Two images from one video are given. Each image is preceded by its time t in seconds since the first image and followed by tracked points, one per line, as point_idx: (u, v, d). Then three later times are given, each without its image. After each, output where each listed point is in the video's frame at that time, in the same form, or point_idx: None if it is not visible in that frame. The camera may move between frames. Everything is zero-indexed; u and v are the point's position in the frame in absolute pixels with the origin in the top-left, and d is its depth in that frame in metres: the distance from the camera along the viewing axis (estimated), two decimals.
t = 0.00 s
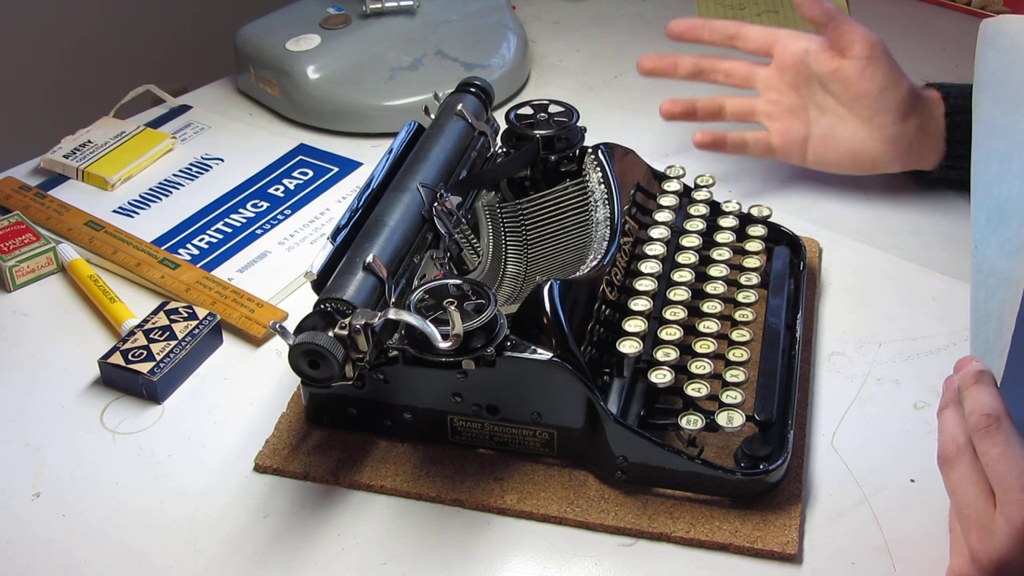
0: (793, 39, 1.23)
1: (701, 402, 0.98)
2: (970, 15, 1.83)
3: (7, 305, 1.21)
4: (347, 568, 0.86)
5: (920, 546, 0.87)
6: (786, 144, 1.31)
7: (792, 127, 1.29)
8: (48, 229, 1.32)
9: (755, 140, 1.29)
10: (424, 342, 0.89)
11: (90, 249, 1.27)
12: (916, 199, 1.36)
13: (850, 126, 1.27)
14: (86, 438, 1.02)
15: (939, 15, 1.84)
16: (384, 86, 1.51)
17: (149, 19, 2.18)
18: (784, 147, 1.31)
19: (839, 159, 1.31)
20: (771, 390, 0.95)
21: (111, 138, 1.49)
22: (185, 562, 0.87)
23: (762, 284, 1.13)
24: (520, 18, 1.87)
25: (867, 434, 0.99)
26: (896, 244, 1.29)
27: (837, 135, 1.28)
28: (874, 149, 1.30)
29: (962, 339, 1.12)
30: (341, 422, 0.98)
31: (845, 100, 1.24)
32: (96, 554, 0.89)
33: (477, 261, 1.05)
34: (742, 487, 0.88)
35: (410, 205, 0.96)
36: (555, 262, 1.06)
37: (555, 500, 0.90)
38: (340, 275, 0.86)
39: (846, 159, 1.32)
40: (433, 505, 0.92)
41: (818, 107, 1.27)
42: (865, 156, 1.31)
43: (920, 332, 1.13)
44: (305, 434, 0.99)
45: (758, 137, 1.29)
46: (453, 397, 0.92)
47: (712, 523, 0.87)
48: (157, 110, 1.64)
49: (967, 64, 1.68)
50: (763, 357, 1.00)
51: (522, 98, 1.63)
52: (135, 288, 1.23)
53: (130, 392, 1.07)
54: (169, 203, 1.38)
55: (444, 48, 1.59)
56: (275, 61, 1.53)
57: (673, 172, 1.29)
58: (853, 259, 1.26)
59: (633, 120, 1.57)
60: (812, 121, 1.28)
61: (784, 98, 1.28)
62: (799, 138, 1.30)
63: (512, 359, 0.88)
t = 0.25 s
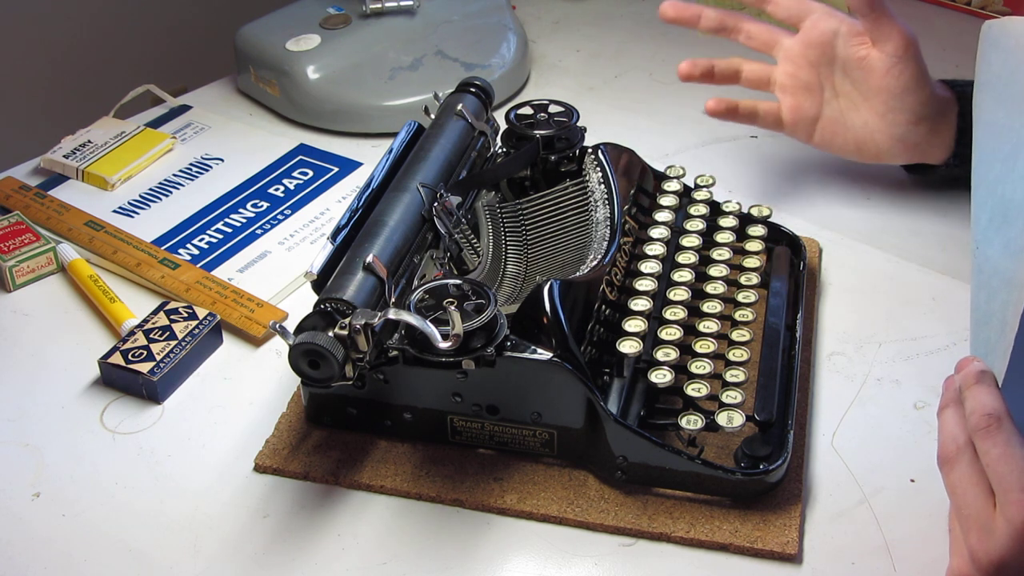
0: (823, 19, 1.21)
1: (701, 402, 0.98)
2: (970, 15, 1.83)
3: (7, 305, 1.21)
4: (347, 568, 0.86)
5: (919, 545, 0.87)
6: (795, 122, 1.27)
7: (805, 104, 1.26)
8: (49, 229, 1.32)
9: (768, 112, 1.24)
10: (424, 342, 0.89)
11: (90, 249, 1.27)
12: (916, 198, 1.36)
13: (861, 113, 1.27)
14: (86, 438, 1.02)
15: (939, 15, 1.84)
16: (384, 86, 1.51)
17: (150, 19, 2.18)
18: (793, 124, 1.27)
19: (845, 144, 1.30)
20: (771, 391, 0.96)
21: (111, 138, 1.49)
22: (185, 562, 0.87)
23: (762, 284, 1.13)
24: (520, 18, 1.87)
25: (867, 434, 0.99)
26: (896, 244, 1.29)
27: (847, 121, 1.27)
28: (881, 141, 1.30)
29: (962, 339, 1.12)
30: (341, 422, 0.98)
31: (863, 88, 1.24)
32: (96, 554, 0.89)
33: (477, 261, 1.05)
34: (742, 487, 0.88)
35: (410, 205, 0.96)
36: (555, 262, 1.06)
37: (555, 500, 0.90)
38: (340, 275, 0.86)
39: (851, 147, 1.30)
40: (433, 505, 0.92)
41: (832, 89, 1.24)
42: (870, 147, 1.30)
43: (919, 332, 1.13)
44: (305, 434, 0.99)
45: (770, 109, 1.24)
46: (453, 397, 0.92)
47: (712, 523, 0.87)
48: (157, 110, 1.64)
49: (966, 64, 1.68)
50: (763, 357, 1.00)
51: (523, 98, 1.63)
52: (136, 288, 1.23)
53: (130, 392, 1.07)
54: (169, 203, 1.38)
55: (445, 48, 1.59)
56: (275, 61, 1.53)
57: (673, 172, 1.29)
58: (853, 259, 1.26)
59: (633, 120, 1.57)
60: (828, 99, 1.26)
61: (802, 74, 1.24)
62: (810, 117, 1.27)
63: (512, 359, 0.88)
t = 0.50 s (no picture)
0: (840, 13, 1.24)
1: (701, 402, 0.98)
2: (970, 15, 1.83)
3: (7, 305, 1.21)
4: (347, 568, 0.86)
5: (920, 545, 0.87)
6: (804, 113, 1.30)
7: (814, 96, 1.29)
8: (48, 229, 1.32)
9: (777, 102, 1.28)
10: (424, 342, 0.89)
11: (90, 249, 1.27)
12: (916, 199, 1.36)
13: (870, 108, 1.27)
14: (86, 438, 1.02)
15: (939, 15, 1.84)
16: (384, 86, 1.51)
17: (150, 19, 2.18)
18: (802, 115, 1.30)
19: (853, 138, 1.30)
20: (771, 391, 0.96)
21: (112, 138, 1.49)
22: (186, 562, 0.88)
23: (762, 284, 1.13)
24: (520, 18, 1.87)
25: (867, 435, 0.99)
26: (895, 244, 1.29)
27: (854, 115, 1.28)
28: (889, 137, 1.29)
29: (962, 339, 1.12)
30: (341, 422, 0.98)
31: (875, 84, 1.25)
32: (96, 554, 0.89)
33: (477, 261, 1.05)
34: (742, 487, 0.88)
35: (410, 205, 0.96)
36: (555, 262, 1.06)
37: (555, 500, 0.90)
38: (340, 275, 0.86)
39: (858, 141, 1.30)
40: (433, 505, 0.92)
41: (843, 82, 1.27)
42: (879, 143, 1.29)
43: (919, 332, 1.14)
44: (305, 434, 0.99)
45: (779, 99, 1.28)
46: (453, 397, 0.92)
47: (712, 523, 0.87)
48: (157, 110, 1.64)
49: (966, 63, 1.68)
50: (763, 357, 1.00)
51: (522, 98, 1.63)
52: (135, 288, 1.23)
53: (130, 392, 1.07)
54: (168, 203, 1.38)
55: (445, 48, 1.59)
56: (275, 61, 1.53)
57: (673, 172, 1.29)
58: (853, 259, 1.26)
59: (633, 120, 1.57)
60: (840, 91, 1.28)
61: (813, 66, 1.28)
62: (819, 109, 1.29)
63: (512, 359, 0.88)
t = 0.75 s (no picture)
0: (851, 11, 1.25)
1: (701, 402, 0.98)
2: (971, 15, 1.83)
3: (6, 305, 1.21)
4: (347, 568, 0.86)
5: (920, 546, 0.87)
6: (810, 109, 1.29)
7: (821, 93, 1.29)
8: (48, 229, 1.32)
9: (784, 96, 1.27)
10: (424, 342, 0.89)
11: (90, 249, 1.27)
12: (916, 199, 1.36)
13: (876, 107, 1.27)
14: (86, 438, 1.02)
15: (939, 15, 1.84)
16: (384, 86, 1.51)
17: (150, 19, 2.18)
18: (808, 111, 1.30)
19: (857, 136, 1.30)
20: (771, 391, 0.96)
21: (112, 138, 1.49)
22: (186, 561, 0.88)
23: (762, 284, 1.13)
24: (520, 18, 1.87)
25: (867, 435, 0.99)
26: (896, 244, 1.29)
27: (861, 113, 1.28)
28: (894, 137, 1.28)
29: (962, 339, 1.12)
30: (342, 422, 0.98)
31: (883, 83, 1.25)
32: (96, 554, 0.89)
33: (477, 261, 1.05)
34: (742, 487, 0.88)
35: (410, 205, 0.96)
36: (555, 262, 1.06)
37: (555, 500, 0.90)
38: (340, 275, 0.86)
39: (863, 139, 1.30)
40: (433, 505, 0.92)
41: (851, 80, 1.27)
42: (882, 142, 1.29)
43: (919, 332, 1.13)
44: (305, 433, 0.99)
45: (785, 94, 1.27)
46: (453, 397, 0.92)
47: (712, 523, 0.87)
48: (157, 110, 1.64)
49: (966, 63, 1.68)
50: (763, 357, 1.00)
51: (522, 98, 1.63)
52: (135, 288, 1.23)
53: (130, 392, 1.07)
54: (168, 203, 1.38)
55: (444, 48, 1.59)
56: (275, 61, 1.53)
57: (673, 172, 1.29)
58: (853, 259, 1.26)
59: (633, 120, 1.57)
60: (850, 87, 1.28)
61: (821, 62, 1.28)
62: (825, 106, 1.29)
63: (512, 359, 0.88)
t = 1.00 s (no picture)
0: (814, 57, 1.31)
1: (701, 402, 0.98)
2: (970, 15, 1.83)
3: (6, 305, 1.21)
4: (347, 568, 0.86)
5: (920, 546, 0.87)
6: (799, 151, 1.31)
7: (807, 136, 1.31)
8: (48, 229, 1.32)
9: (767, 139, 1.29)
10: (424, 341, 0.89)
11: (90, 249, 1.27)
12: (916, 198, 1.36)
13: (864, 138, 1.28)
14: (86, 438, 1.02)
15: (939, 15, 1.84)
16: (384, 86, 1.51)
17: (150, 19, 2.18)
18: (797, 153, 1.31)
19: (854, 170, 1.30)
20: (771, 391, 0.96)
21: (112, 138, 1.49)
22: (186, 562, 0.88)
23: (762, 284, 1.13)
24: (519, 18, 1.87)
25: (867, 434, 0.99)
26: (896, 244, 1.29)
27: (853, 146, 1.29)
28: (890, 164, 1.27)
29: (962, 339, 1.12)
30: (342, 422, 0.98)
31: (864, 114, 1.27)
32: (96, 555, 0.89)
33: (477, 261, 1.05)
34: (742, 487, 0.88)
35: (410, 205, 0.96)
36: (555, 262, 1.06)
37: (555, 500, 0.90)
38: (340, 275, 0.86)
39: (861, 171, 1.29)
40: (433, 505, 0.92)
41: (834, 120, 1.30)
42: (881, 171, 1.28)
43: (919, 332, 1.14)
44: (305, 434, 0.99)
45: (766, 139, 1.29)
46: (453, 397, 0.92)
47: (712, 523, 0.87)
48: (157, 110, 1.64)
49: (966, 63, 1.68)
50: (763, 357, 1.00)
51: (523, 98, 1.63)
52: (135, 288, 1.23)
53: (130, 392, 1.07)
54: (168, 203, 1.38)
55: (445, 48, 1.59)
56: (275, 61, 1.53)
57: (673, 172, 1.29)
58: (853, 259, 1.26)
59: (633, 120, 1.57)
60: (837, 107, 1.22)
61: (800, 107, 1.32)
62: (814, 147, 1.30)
63: (512, 359, 0.88)
